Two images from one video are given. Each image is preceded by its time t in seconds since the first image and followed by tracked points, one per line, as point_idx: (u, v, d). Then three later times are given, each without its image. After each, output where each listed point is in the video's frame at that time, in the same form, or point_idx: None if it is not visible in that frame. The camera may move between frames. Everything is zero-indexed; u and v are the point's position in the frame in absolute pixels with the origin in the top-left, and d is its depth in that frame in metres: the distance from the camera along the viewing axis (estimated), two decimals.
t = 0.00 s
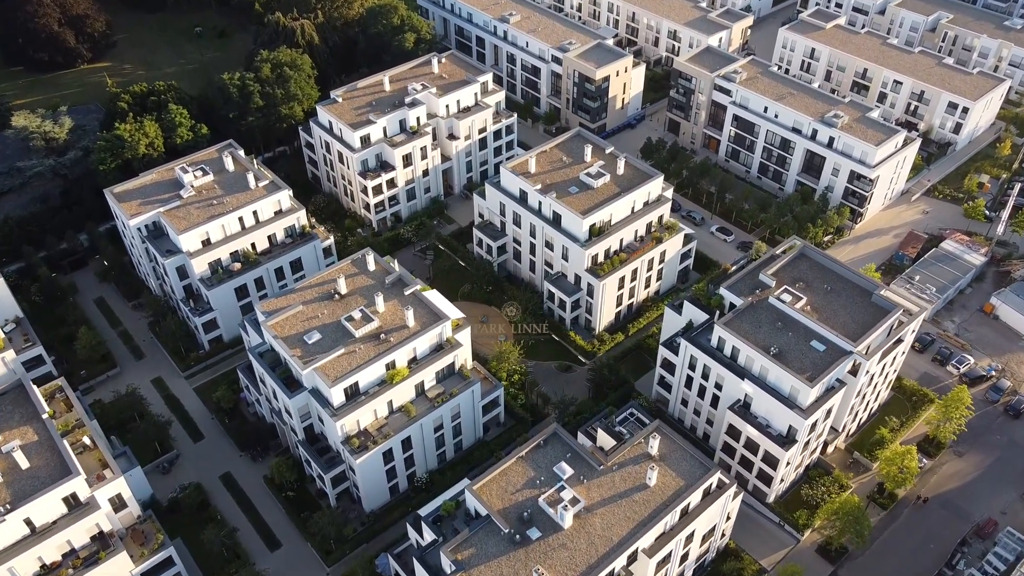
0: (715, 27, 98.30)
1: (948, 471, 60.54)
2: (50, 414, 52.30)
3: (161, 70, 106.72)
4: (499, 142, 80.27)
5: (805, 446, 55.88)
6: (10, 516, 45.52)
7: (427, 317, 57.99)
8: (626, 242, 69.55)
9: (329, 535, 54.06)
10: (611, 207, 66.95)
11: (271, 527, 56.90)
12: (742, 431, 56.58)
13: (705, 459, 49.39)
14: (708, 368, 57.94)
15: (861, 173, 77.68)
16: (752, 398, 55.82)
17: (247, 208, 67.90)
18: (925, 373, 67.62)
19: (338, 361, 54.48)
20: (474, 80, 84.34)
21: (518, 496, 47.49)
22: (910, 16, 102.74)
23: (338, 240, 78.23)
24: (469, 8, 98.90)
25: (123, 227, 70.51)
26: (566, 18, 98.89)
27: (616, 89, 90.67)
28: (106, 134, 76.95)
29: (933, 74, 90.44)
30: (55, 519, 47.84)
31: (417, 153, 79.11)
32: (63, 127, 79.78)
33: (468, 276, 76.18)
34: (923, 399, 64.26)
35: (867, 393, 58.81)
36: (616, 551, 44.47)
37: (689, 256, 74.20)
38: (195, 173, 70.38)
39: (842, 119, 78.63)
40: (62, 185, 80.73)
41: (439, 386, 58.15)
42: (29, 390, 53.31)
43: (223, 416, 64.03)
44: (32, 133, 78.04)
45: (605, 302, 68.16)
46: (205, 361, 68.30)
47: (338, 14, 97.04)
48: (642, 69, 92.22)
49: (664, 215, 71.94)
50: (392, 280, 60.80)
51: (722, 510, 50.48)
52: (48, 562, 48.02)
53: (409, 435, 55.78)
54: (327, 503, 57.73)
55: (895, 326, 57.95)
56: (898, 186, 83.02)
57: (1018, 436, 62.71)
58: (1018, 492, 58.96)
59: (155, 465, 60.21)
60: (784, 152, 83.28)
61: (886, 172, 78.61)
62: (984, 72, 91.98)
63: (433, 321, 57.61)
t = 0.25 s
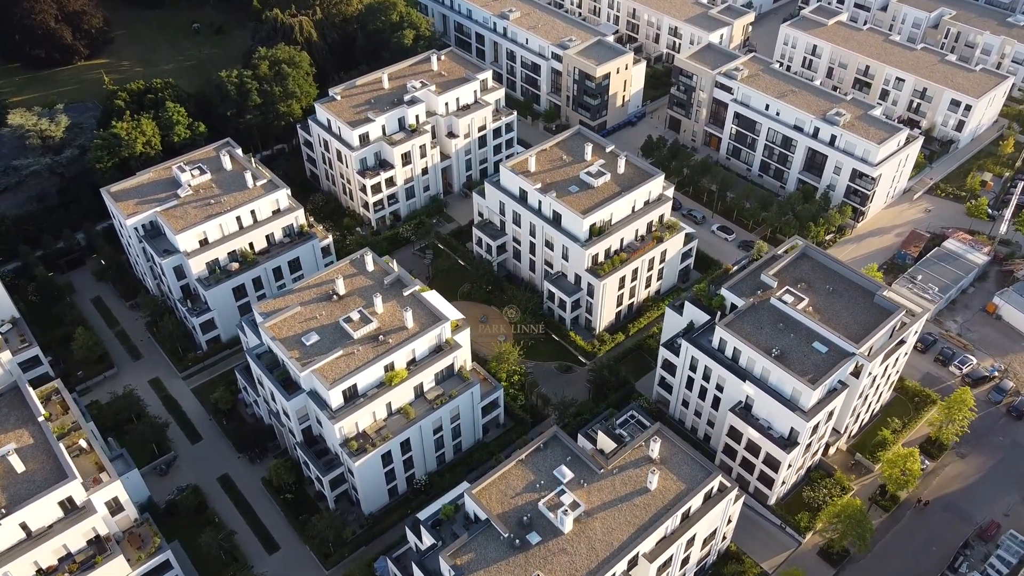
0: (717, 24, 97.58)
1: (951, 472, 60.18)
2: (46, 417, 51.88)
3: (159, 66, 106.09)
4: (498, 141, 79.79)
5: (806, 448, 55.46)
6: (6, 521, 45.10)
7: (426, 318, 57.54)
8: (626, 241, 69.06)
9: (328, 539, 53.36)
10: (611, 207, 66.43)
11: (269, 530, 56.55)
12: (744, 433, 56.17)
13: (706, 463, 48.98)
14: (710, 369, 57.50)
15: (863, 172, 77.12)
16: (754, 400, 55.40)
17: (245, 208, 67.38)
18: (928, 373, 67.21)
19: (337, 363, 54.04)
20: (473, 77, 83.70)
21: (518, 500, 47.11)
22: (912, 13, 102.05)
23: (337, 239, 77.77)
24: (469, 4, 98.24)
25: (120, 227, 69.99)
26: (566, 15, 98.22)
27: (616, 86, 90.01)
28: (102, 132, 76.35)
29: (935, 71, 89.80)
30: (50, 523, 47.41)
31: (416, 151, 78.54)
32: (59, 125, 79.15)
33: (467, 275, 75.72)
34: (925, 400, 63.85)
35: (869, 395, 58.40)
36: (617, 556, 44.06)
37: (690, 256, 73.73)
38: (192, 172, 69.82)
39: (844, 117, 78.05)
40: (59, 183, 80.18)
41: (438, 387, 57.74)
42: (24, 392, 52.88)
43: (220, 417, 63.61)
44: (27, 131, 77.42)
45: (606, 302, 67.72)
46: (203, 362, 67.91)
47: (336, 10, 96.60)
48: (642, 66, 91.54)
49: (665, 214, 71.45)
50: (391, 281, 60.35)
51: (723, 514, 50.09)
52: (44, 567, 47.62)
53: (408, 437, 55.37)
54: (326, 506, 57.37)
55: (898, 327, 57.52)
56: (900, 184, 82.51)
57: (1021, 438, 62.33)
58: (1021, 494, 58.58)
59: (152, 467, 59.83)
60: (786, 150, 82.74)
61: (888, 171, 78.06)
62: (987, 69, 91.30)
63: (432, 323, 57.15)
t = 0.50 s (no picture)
0: (718, 20, 96.88)
1: (953, 474, 59.81)
2: (42, 419, 51.53)
3: (156, 63, 105.49)
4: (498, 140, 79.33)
5: (808, 451, 55.07)
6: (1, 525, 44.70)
7: (425, 320, 57.10)
8: (627, 241, 68.59)
9: (326, 542, 52.85)
10: (612, 206, 65.94)
11: (267, 532, 56.20)
12: (745, 436, 55.79)
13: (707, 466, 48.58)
14: (711, 371, 57.10)
15: (865, 170, 76.57)
16: (755, 402, 55.00)
17: (243, 207, 66.85)
18: (930, 374, 66.81)
19: (335, 365, 53.62)
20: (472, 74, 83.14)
21: (518, 504, 46.74)
22: (914, 9, 101.41)
23: (335, 238, 77.33)
24: (468, 0, 97.57)
25: (117, 226, 69.51)
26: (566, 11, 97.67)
27: (616, 84, 89.37)
28: (99, 130, 75.81)
29: (938, 68, 89.16)
30: (46, 527, 47.02)
31: (415, 150, 78.02)
32: (55, 123, 78.57)
33: (467, 275, 75.25)
34: (927, 401, 63.48)
35: (871, 396, 58.00)
36: (618, 561, 43.68)
37: (691, 255, 73.26)
38: (189, 172, 69.33)
39: (846, 115, 77.48)
40: (56, 181, 79.69)
41: (437, 389, 57.35)
42: (20, 395, 52.55)
43: (218, 418, 63.20)
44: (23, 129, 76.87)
45: (606, 303, 67.29)
46: (201, 362, 67.50)
47: (334, 7, 96.23)
48: (643, 63, 90.81)
49: (666, 213, 70.97)
50: (390, 282, 59.94)
51: (724, 517, 49.71)
52: (40, 570, 47.27)
53: (407, 440, 54.97)
54: (324, 508, 57.01)
55: (900, 329, 57.09)
56: (902, 183, 82.00)
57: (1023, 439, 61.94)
58: None
59: (149, 469, 59.46)
60: (787, 148, 82.21)
61: (890, 169, 77.52)
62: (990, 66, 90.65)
63: (431, 324, 56.72)
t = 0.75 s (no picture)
0: (719, 16, 96.18)
1: (956, 476, 59.46)
2: (37, 422, 51.10)
3: (154, 59, 104.88)
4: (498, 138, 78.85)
5: (810, 453, 54.66)
6: None
7: (424, 321, 56.63)
8: (627, 241, 68.09)
9: (324, 545, 52.51)
10: (612, 206, 65.42)
11: (265, 535, 55.85)
12: (746, 438, 55.36)
13: (708, 470, 48.16)
14: (712, 372, 56.68)
15: (867, 169, 76.03)
16: (756, 404, 54.57)
17: (240, 207, 66.28)
18: (932, 375, 66.41)
19: (333, 367, 53.18)
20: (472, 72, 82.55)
21: (518, 509, 46.36)
22: (917, 5, 100.89)
23: (334, 237, 76.87)
24: None
25: (114, 225, 68.98)
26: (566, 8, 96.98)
27: (616, 81, 88.71)
28: (96, 129, 75.24)
29: (940, 65, 88.55)
30: (41, 532, 46.63)
31: (414, 148, 77.55)
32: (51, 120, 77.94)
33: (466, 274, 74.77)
34: (930, 402, 63.09)
35: (873, 398, 57.58)
36: (618, 566, 43.30)
37: (692, 254, 72.80)
38: (186, 171, 68.77)
39: (848, 113, 76.92)
40: (52, 179, 79.17)
41: (436, 391, 56.95)
42: (15, 397, 52.07)
43: (216, 419, 62.77)
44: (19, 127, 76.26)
45: (606, 302, 66.84)
46: (198, 363, 67.05)
47: (332, 4, 95.23)
48: (644, 60, 90.10)
49: (667, 212, 70.47)
50: (388, 283, 59.46)
51: (726, 520, 49.31)
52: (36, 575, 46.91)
53: (406, 442, 54.56)
54: (323, 510, 56.65)
55: (903, 330, 56.65)
56: (905, 181, 81.47)
57: None
58: None
59: (147, 470, 59.06)
60: (789, 146, 81.67)
61: (892, 167, 76.98)
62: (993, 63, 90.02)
63: (430, 325, 56.27)
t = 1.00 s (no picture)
0: (720, 12, 95.45)
1: (958, 478, 59.07)
2: (33, 425, 50.70)
3: (152, 56, 104.30)
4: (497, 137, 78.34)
5: (812, 455, 54.25)
6: None
7: (423, 322, 56.16)
8: (628, 240, 67.59)
9: (323, 548, 52.19)
10: (613, 205, 64.92)
11: (263, 537, 55.50)
12: (748, 440, 54.93)
13: (709, 473, 47.77)
14: (713, 374, 56.23)
15: (870, 167, 75.49)
16: (758, 407, 54.12)
17: (238, 206, 65.76)
18: (934, 375, 66.01)
19: (332, 369, 52.74)
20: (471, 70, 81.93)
21: (517, 513, 45.97)
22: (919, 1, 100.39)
23: (333, 236, 76.42)
24: None
25: (110, 225, 68.44)
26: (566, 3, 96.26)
27: (616, 78, 88.07)
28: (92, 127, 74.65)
29: (943, 62, 87.98)
30: (37, 536, 46.25)
31: (413, 146, 77.11)
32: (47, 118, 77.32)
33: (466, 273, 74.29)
34: (932, 403, 62.68)
35: (875, 399, 57.15)
36: (619, 571, 42.92)
37: (693, 254, 72.32)
38: (183, 170, 68.23)
39: (850, 111, 76.36)
40: (49, 178, 78.67)
41: (435, 392, 56.55)
42: (11, 399, 51.65)
43: (213, 420, 62.35)
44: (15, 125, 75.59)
45: (606, 303, 66.39)
46: (196, 363, 66.64)
47: None
48: (644, 58, 89.48)
49: (668, 211, 69.94)
50: (387, 284, 58.97)
51: (727, 524, 48.92)
52: None
53: (405, 444, 54.16)
54: (321, 513, 56.29)
55: (906, 331, 56.21)
56: (907, 179, 80.95)
57: None
58: None
59: (144, 473, 58.70)
60: (790, 144, 81.12)
61: (894, 166, 76.42)
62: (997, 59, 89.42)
63: (429, 326, 55.80)
